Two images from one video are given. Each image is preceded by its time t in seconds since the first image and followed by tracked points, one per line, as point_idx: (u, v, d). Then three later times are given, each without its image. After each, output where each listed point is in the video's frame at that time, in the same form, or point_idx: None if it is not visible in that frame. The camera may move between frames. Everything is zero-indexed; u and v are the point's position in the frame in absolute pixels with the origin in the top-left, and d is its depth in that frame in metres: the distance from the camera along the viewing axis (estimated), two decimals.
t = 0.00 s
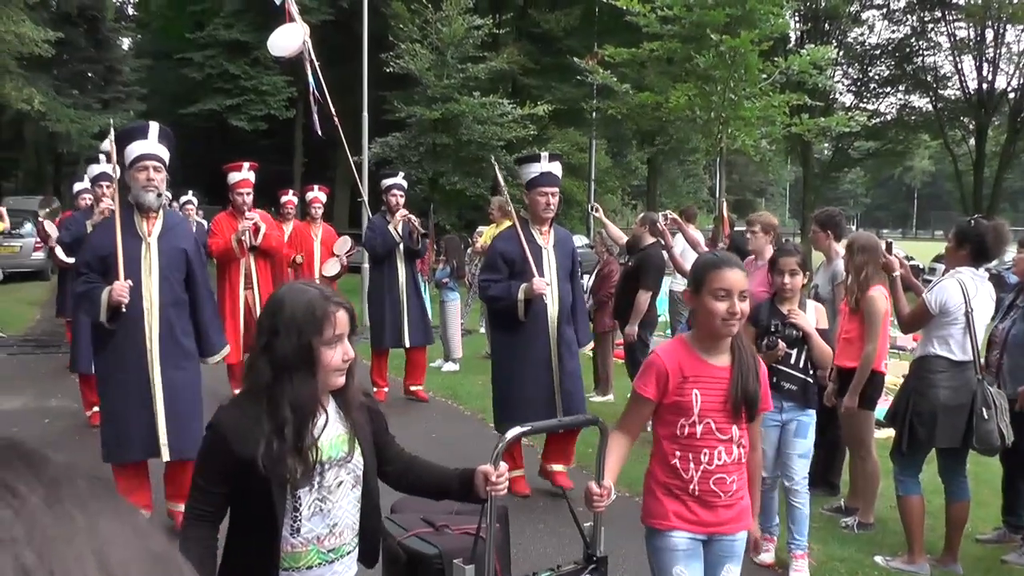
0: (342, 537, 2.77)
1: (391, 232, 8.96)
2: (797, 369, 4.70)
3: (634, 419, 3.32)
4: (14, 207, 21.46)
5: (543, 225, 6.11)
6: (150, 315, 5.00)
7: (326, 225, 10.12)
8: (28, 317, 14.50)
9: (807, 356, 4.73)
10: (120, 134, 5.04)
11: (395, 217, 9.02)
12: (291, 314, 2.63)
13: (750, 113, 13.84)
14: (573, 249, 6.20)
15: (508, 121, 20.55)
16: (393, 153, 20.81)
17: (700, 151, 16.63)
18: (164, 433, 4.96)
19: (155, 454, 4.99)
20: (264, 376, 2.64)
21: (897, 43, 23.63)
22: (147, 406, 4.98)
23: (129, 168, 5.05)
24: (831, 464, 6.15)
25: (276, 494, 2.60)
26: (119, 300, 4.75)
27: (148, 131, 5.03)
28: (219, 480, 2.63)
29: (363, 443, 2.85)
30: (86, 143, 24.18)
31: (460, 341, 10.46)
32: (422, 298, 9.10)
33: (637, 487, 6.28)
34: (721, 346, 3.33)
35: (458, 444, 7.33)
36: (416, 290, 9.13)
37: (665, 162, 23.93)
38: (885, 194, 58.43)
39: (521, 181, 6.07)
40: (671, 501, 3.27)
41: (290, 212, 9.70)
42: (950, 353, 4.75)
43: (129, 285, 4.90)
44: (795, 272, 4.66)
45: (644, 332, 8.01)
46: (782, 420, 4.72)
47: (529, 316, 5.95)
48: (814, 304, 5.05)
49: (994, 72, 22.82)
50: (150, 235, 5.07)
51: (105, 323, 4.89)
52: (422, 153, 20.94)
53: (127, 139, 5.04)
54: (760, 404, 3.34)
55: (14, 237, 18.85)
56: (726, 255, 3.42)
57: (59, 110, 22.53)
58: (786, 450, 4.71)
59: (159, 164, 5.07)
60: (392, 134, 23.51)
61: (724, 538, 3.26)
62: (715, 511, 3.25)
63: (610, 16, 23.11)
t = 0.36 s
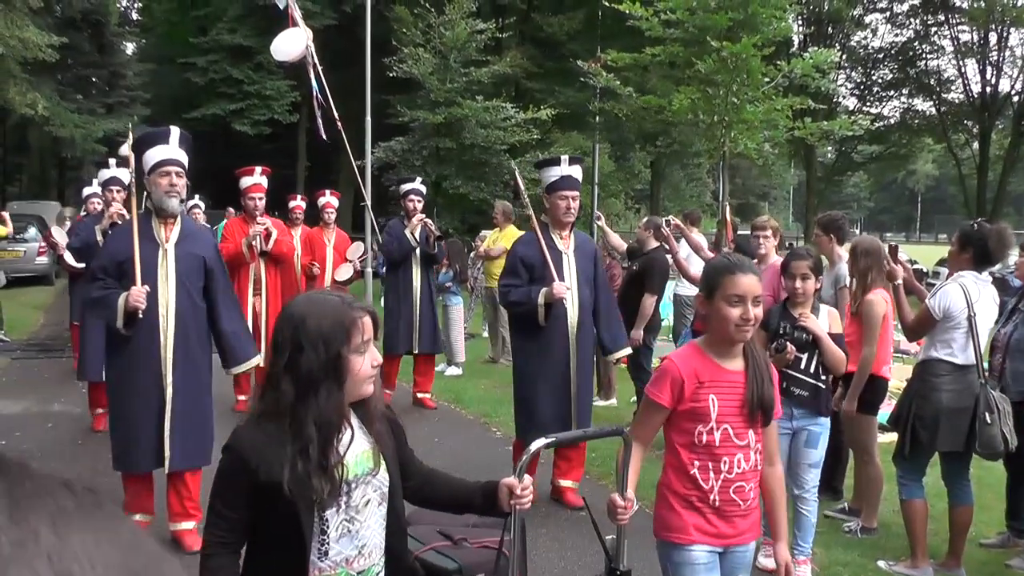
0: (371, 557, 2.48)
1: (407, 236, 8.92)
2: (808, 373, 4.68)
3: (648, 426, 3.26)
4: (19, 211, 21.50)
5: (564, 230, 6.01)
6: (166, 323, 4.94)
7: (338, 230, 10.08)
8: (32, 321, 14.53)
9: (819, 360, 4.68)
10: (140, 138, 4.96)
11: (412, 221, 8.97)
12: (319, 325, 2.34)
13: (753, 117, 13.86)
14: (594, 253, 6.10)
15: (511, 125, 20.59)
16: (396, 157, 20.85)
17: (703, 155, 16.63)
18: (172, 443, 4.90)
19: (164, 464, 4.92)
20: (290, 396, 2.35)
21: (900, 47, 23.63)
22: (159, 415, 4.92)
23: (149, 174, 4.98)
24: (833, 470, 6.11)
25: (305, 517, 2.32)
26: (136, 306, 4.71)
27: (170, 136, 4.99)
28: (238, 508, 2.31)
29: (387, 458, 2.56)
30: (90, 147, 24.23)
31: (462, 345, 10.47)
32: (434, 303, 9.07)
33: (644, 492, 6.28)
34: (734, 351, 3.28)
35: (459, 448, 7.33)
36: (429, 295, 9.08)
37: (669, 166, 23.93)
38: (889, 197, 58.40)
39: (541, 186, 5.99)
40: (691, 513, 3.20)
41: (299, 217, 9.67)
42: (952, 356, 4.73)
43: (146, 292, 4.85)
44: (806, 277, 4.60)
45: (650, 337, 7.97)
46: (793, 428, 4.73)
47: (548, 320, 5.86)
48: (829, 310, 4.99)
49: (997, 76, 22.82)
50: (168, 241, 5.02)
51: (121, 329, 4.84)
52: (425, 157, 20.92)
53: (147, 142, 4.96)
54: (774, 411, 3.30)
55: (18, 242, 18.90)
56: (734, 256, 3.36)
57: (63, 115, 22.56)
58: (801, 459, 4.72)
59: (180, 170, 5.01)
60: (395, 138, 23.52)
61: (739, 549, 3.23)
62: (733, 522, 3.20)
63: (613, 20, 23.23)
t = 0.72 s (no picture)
0: (383, 571, 2.47)
1: (416, 241, 8.88)
2: (822, 379, 4.66)
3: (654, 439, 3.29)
4: (26, 217, 21.57)
5: (576, 234, 5.98)
6: (173, 328, 4.91)
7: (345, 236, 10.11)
8: (38, 326, 14.59)
9: (834, 363, 4.68)
10: (147, 143, 4.94)
11: (420, 225, 8.98)
12: (353, 334, 2.33)
13: (757, 120, 13.86)
14: (608, 257, 6.05)
15: (516, 129, 20.62)
16: (401, 162, 20.94)
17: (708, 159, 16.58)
18: (184, 452, 4.89)
19: (175, 472, 4.91)
20: (327, 405, 2.35)
21: (905, 50, 23.57)
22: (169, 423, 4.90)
23: (159, 178, 4.95)
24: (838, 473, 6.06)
25: (319, 530, 2.32)
26: (141, 312, 4.71)
27: (178, 139, 4.96)
28: (255, 516, 2.32)
29: (402, 470, 2.53)
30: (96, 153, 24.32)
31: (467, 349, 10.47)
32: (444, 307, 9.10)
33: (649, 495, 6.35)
34: (735, 360, 3.28)
35: (464, 451, 7.38)
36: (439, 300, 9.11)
37: (674, 169, 23.92)
38: (895, 199, 58.26)
39: (553, 189, 5.94)
40: (695, 529, 3.20)
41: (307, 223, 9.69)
42: (956, 359, 4.72)
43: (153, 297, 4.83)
44: (821, 280, 4.60)
45: (655, 341, 7.96)
46: (806, 434, 4.69)
47: (560, 325, 5.82)
48: (842, 313, 4.95)
49: (1003, 78, 22.75)
50: (176, 245, 4.98)
51: (128, 336, 4.81)
52: (431, 162, 20.98)
53: (156, 147, 4.94)
54: (782, 421, 3.28)
55: (25, 247, 18.98)
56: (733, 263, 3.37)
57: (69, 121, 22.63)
58: (814, 467, 4.67)
59: (190, 174, 4.98)
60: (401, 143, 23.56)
61: (750, 565, 3.19)
62: (740, 538, 3.18)
63: (618, 24, 23.15)
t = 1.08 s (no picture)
0: None
1: (414, 243, 8.89)
2: (829, 381, 4.67)
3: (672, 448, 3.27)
4: (28, 223, 21.65)
5: (572, 236, 5.97)
6: (163, 335, 4.90)
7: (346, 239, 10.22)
8: (39, 331, 14.62)
9: (841, 366, 4.65)
10: (131, 146, 4.97)
11: (417, 227, 8.98)
12: (366, 338, 2.23)
13: (758, 121, 13.86)
14: (603, 259, 6.08)
15: (518, 131, 20.62)
16: (403, 165, 21.01)
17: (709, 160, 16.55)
18: (181, 462, 4.85)
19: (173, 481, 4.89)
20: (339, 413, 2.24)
21: (907, 49, 23.53)
22: (163, 432, 4.88)
23: (143, 182, 4.98)
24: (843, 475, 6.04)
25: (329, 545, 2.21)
26: (129, 319, 4.71)
27: (161, 141, 5.01)
28: (264, 530, 2.19)
29: (414, 481, 2.44)
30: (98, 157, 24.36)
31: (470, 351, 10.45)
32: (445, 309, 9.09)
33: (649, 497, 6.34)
34: (756, 369, 3.24)
35: (463, 452, 7.37)
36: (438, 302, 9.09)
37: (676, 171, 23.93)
38: (898, 199, 58.22)
39: (549, 189, 5.90)
40: (711, 540, 3.17)
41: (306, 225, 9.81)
42: (959, 359, 4.70)
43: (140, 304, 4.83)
44: (828, 283, 4.52)
45: (657, 342, 7.92)
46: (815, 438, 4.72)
47: (558, 329, 5.79)
48: (849, 314, 4.93)
49: (1006, 77, 22.70)
50: (162, 250, 4.99)
51: (114, 345, 4.82)
52: (433, 164, 21.04)
53: (139, 150, 4.96)
54: (804, 430, 3.24)
55: (27, 253, 19.02)
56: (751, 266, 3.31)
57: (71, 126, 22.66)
58: (823, 472, 4.71)
59: (174, 176, 5.02)
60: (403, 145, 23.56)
61: None
62: (758, 549, 3.14)
63: (619, 25, 23.02)
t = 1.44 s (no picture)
0: None
1: (420, 241, 8.88)
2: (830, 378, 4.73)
3: (712, 449, 3.11)
4: (31, 222, 21.70)
5: (580, 232, 5.89)
6: (168, 337, 4.88)
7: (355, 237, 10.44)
8: (43, 331, 14.65)
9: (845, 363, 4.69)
10: (135, 143, 4.87)
11: (424, 226, 8.95)
12: (387, 338, 2.18)
13: (760, 117, 13.86)
14: (610, 255, 6.02)
15: (520, 129, 20.61)
16: (405, 163, 21.08)
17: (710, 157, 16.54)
18: (183, 466, 4.82)
19: (175, 486, 4.85)
20: (358, 414, 2.19)
21: (910, 45, 23.58)
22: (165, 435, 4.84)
23: (146, 179, 4.90)
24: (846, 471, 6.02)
25: (352, 551, 2.15)
26: (135, 322, 4.60)
27: (165, 139, 4.94)
28: (282, 536, 2.13)
29: (436, 483, 2.39)
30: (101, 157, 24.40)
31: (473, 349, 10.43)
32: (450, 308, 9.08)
33: (652, 494, 6.33)
34: (807, 368, 3.10)
35: (465, 450, 7.37)
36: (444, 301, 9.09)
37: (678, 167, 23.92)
38: (902, 195, 58.17)
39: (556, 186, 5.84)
40: (759, 549, 3.07)
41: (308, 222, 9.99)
42: (963, 355, 4.67)
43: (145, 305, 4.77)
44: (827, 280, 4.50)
45: (659, 339, 7.91)
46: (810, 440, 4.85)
47: (567, 328, 5.73)
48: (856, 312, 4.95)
49: (1009, 72, 22.65)
50: (166, 250, 4.96)
51: (119, 347, 4.76)
52: (435, 162, 21.09)
53: (142, 147, 4.88)
54: (854, 433, 3.11)
55: (31, 252, 19.06)
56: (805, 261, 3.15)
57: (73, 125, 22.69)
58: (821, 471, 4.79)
59: (178, 175, 4.94)
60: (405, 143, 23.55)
61: None
62: (810, 559, 3.03)
63: (622, 22, 23.04)
